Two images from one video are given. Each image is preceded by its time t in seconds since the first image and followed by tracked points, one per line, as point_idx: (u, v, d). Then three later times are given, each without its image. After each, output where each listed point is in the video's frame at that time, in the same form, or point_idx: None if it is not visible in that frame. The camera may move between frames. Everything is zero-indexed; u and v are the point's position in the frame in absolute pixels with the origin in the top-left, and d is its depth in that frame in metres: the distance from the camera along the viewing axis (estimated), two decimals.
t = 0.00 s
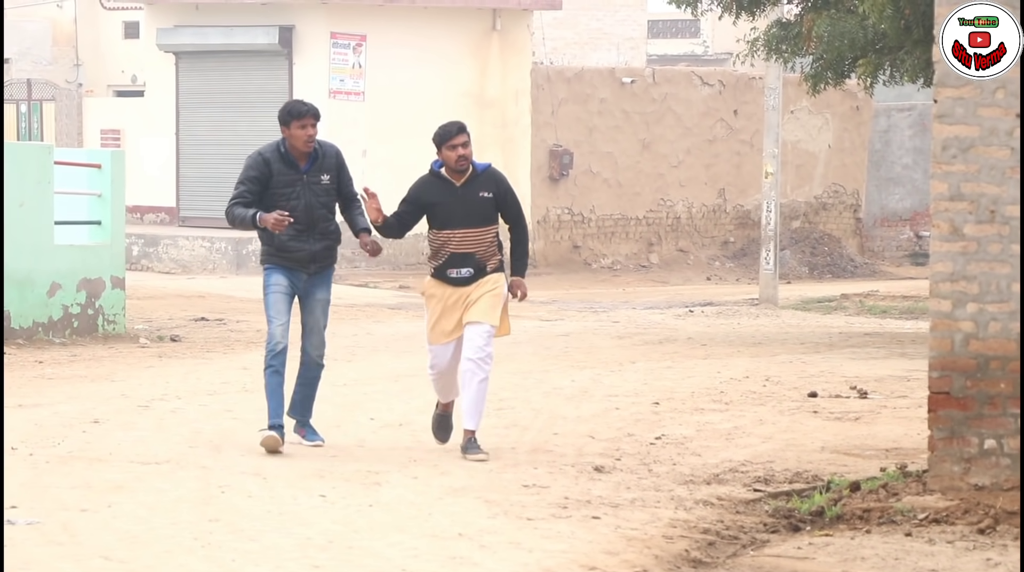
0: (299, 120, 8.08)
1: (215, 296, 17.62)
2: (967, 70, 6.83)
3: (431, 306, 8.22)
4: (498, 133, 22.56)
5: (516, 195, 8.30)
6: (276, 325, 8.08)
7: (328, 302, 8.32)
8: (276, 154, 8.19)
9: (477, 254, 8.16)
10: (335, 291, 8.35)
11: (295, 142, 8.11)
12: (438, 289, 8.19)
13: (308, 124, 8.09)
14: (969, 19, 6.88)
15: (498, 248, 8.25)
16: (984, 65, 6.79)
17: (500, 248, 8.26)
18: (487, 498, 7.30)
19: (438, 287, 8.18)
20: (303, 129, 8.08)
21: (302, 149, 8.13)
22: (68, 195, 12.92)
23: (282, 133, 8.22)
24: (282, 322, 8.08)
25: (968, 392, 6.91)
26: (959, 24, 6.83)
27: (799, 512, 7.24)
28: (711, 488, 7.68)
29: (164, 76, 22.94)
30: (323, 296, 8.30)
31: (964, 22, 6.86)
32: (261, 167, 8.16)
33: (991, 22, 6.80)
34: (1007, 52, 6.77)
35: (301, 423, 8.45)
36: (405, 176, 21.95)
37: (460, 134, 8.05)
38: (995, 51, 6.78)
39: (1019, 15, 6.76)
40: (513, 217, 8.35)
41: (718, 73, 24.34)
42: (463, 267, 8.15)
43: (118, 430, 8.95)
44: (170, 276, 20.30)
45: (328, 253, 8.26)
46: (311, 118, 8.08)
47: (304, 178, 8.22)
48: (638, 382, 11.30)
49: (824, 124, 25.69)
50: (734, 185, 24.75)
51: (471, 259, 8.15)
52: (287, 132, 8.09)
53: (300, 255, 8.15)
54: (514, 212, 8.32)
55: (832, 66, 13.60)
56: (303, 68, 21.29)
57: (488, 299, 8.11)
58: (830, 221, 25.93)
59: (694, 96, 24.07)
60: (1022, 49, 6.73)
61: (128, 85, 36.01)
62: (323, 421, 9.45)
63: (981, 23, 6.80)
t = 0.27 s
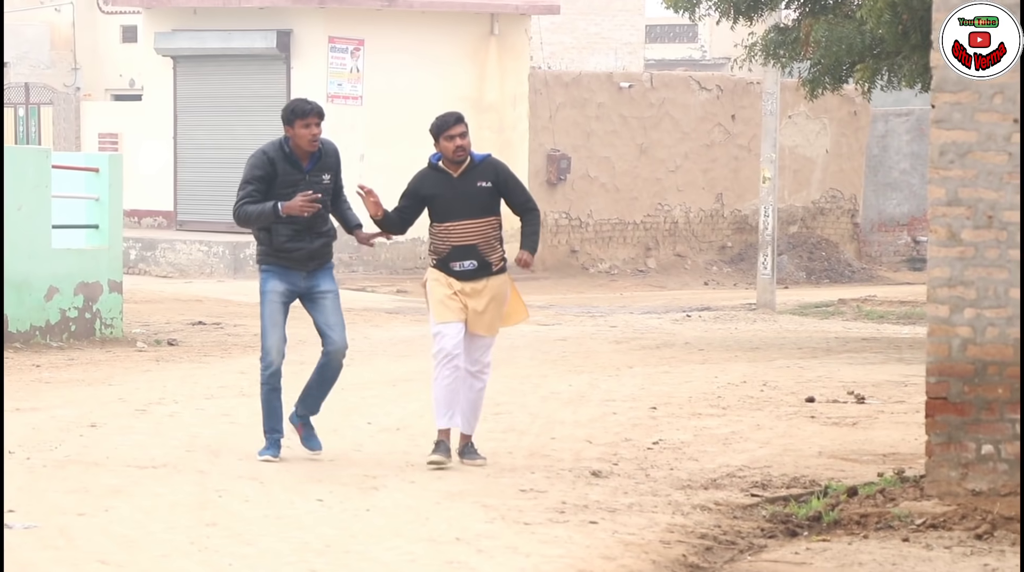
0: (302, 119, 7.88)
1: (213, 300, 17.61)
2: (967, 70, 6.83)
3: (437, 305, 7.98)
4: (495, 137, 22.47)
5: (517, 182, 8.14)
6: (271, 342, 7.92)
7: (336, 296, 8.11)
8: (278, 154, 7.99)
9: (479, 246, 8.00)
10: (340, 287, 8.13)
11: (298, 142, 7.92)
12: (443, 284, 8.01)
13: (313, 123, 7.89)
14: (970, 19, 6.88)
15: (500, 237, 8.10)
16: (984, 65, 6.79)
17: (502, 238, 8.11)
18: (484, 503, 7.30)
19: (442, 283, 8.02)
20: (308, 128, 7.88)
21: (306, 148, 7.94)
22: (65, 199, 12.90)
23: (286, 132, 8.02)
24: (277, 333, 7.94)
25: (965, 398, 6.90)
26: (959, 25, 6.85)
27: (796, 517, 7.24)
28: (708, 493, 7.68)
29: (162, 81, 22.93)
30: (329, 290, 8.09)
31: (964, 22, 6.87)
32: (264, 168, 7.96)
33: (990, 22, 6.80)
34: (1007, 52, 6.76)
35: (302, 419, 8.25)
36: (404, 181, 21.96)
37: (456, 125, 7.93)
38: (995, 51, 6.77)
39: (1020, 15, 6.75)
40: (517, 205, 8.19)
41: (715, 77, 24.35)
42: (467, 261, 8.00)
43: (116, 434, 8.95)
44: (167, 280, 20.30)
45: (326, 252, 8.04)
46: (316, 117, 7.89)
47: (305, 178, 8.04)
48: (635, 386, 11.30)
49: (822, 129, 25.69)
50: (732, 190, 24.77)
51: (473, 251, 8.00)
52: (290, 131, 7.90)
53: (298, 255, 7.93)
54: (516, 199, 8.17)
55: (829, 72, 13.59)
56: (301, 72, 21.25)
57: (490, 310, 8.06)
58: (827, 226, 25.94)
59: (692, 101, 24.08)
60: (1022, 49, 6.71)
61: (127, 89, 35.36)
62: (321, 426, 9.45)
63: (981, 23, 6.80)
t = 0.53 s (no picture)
0: (330, 129, 7.66)
1: (212, 303, 17.61)
2: (967, 70, 6.85)
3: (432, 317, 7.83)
4: (495, 142, 22.48)
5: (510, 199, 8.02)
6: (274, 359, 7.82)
7: (344, 315, 7.87)
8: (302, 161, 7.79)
9: (471, 263, 7.87)
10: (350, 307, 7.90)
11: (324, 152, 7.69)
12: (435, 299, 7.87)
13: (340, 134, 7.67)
14: (969, 19, 6.89)
15: (493, 255, 7.96)
16: (984, 66, 6.81)
17: (496, 256, 7.97)
18: (482, 507, 7.29)
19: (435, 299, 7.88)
20: (335, 138, 7.67)
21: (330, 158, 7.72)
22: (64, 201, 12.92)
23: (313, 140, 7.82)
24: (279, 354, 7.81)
25: (964, 404, 6.91)
26: (960, 25, 6.85)
27: (794, 523, 7.24)
28: (707, 499, 7.68)
29: (161, 84, 22.95)
30: (335, 308, 7.85)
31: (964, 22, 6.88)
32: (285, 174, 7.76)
33: (990, 22, 6.83)
34: (1007, 52, 6.76)
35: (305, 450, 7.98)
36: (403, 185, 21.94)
37: (449, 138, 7.84)
38: (995, 51, 6.78)
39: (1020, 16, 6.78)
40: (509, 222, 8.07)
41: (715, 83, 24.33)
42: (459, 278, 7.86)
43: (114, 438, 8.95)
44: (166, 283, 20.30)
45: (336, 270, 7.82)
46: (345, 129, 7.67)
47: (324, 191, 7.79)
48: (633, 392, 11.30)
49: (821, 135, 25.66)
50: (731, 196, 24.77)
51: (465, 268, 7.86)
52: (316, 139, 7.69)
53: (307, 271, 7.72)
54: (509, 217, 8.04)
55: (829, 78, 13.59)
56: (302, 76, 21.44)
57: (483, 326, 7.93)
58: (826, 232, 25.95)
59: (691, 107, 24.09)
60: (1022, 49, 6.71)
61: (126, 91, 35.89)
62: (319, 430, 9.44)
63: (981, 23, 6.83)
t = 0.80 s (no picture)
0: (349, 125, 7.44)
1: (205, 305, 17.58)
2: (967, 70, 6.82)
3: (420, 332, 7.74)
4: (489, 145, 22.33)
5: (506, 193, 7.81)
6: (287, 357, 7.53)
7: (355, 320, 7.62)
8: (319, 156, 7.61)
9: (463, 256, 7.68)
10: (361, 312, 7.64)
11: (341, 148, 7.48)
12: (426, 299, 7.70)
13: (358, 132, 7.44)
14: (969, 19, 6.82)
15: (487, 249, 7.78)
16: (984, 65, 6.78)
17: (489, 249, 7.79)
18: (476, 510, 7.29)
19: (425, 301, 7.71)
20: (353, 135, 7.44)
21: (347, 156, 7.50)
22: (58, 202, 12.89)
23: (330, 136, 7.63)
24: (293, 351, 7.54)
25: (957, 407, 6.91)
26: (959, 25, 6.82)
27: (787, 526, 7.24)
28: (700, 501, 7.68)
29: (155, 86, 22.94)
30: (347, 312, 7.60)
31: (964, 22, 6.82)
32: (300, 168, 7.59)
33: (990, 22, 6.78)
34: (1007, 52, 6.77)
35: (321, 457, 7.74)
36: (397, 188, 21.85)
37: (444, 131, 7.60)
38: (995, 51, 6.77)
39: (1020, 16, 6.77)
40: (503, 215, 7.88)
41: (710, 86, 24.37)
42: (450, 271, 7.66)
43: (107, 440, 8.93)
44: (160, 285, 20.28)
45: (349, 272, 7.58)
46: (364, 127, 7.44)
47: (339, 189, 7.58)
48: (627, 394, 11.30)
49: (816, 138, 25.67)
50: (725, 199, 24.78)
51: (457, 260, 7.67)
52: (333, 135, 7.48)
53: (318, 269, 7.50)
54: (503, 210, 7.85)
55: (825, 80, 13.61)
56: (296, 78, 21.45)
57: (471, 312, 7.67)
58: (821, 235, 25.96)
59: (686, 109, 24.09)
60: (1022, 49, 6.72)
61: (119, 93, 36.00)
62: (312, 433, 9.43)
63: (981, 23, 6.77)
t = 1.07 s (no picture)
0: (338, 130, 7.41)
1: (197, 307, 17.57)
2: (968, 70, 6.81)
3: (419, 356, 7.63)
4: (481, 147, 22.39)
5: (510, 212, 7.64)
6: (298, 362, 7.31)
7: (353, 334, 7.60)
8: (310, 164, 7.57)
9: (464, 275, 7.50)
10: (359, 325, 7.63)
11: (332, 154, 7.44)
12: (423, 314, 7.57)
13: (347, 134, 7.41)
14: (969, 19, 6.83)
15: (490, 267, 7.59)
16: (984, 66, 6.76)
17: (492, 268, 7.59)
18: (468, 512, 7.28)
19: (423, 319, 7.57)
20: (344, 140, 7.42)
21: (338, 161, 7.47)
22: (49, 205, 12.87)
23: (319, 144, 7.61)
24: (305, 354, 7.34)
25: (949, 410, 6.91)
26: (959, 24, 6.84)
27: (780, 528, 7.25)
28: (692, 504, 7.68)
29: (147, 87, 22.91)
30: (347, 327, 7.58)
31: (964, 22, 6.83)
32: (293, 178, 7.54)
33: (990, 22, 6.80)
34: (1007, 52, 6.76)
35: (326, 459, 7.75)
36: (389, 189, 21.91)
37: (440, 143, 7.43)
38: (995, 51, 6.75)
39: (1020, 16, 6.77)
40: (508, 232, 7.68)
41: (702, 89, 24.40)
42: (448, 289, 7.50)
43: (100, 442, 8.92)
44: (152, 287, 20.26)
45: (351, 283, 7.54)
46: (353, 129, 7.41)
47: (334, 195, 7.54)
48: (619, 397, 11.31)
49: (808, 141, 25.73)
50: (717, 202, 24.79)
51: (456, 279, 7.49)
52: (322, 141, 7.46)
53: (323, 281, 7.44)
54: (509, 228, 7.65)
55: (816, 83, 13.62)
56: (288, 80, 21.41)
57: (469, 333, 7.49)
58: (813, 238, 25.99)
59: (678, 112, 24.10)
60: (1022, 49, 6.71)
61: (112, 95, 36.29)
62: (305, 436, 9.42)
63: (981, 23, 6.78)
